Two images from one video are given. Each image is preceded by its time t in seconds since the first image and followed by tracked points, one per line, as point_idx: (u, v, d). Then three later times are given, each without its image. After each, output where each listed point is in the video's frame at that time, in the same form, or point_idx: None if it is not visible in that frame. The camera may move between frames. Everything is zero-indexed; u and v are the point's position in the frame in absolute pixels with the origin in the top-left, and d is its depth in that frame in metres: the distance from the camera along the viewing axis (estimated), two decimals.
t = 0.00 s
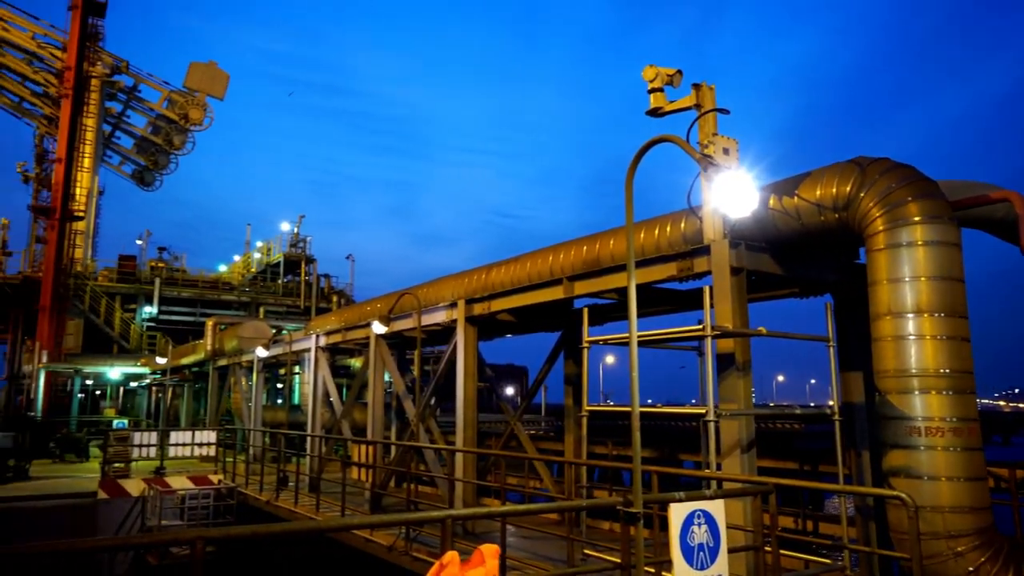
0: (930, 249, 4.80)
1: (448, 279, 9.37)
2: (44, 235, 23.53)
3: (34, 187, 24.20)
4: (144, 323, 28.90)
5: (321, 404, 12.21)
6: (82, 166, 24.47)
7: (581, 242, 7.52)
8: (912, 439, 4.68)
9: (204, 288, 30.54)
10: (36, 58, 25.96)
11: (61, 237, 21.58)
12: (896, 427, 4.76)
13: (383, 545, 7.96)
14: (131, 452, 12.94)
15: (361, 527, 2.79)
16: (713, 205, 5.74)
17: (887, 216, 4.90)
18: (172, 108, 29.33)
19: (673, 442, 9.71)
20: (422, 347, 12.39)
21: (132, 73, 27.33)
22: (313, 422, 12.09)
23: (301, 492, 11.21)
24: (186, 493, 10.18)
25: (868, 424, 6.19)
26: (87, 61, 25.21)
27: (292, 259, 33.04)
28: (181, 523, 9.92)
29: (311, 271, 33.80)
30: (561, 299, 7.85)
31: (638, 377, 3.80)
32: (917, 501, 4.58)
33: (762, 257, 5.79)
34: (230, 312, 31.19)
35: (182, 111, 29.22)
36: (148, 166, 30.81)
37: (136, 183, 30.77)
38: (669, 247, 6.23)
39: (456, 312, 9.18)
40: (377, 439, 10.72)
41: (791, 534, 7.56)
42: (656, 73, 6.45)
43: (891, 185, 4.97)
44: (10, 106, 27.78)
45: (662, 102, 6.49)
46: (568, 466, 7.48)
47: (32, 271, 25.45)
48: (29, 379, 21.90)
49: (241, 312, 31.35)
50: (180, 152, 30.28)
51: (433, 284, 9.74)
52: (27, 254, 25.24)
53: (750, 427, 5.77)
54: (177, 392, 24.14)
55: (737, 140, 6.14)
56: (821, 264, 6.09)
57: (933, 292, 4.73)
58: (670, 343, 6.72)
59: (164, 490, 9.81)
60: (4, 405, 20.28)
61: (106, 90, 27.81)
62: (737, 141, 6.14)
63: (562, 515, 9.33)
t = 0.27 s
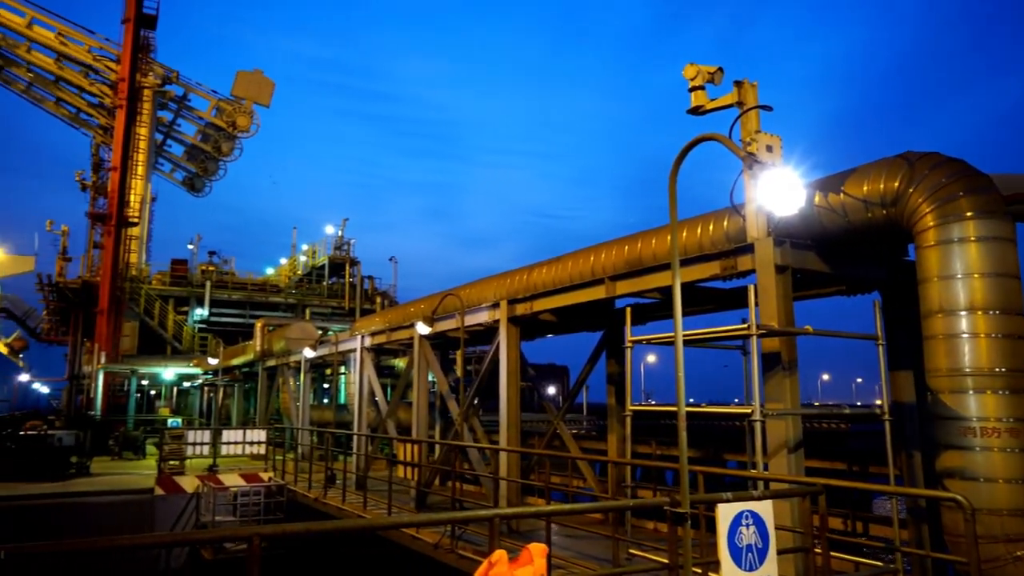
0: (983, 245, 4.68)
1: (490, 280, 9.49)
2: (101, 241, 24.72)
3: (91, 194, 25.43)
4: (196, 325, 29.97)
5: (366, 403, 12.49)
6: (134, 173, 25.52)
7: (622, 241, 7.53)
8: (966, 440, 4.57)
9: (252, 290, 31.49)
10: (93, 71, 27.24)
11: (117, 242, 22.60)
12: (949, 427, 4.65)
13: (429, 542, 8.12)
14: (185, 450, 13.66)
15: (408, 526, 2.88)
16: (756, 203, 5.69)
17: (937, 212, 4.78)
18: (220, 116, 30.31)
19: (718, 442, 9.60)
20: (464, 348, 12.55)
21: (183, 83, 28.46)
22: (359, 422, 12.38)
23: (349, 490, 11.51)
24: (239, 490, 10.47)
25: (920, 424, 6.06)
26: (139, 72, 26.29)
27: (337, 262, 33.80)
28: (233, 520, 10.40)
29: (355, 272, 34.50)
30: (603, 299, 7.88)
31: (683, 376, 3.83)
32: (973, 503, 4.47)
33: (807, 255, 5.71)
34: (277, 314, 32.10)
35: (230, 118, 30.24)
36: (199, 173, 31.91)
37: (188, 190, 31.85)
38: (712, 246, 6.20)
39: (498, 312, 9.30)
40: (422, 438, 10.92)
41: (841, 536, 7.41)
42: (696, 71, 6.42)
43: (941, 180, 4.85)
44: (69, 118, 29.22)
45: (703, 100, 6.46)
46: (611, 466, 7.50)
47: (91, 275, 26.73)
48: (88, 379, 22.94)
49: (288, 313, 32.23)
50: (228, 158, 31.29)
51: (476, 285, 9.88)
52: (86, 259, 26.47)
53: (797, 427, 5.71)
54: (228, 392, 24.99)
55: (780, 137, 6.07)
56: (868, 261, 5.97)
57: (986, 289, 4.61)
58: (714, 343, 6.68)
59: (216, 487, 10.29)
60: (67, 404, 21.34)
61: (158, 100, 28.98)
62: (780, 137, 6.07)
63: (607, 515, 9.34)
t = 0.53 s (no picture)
0: None
1: (534, 280, 9.58)
2: (157, 246, 25.89)
3: (147, 201, 26.67)
4: (248, 327, 30.96)
5: (413, 403, 12.74)
6: (187, 180, 26.60)
7: (666, 241, 7.52)
8: None
9: (301, 292, 32.36)
10: (147, 82, 28.51)
11: (172, 247, 23.56)
12: (1011, 428, 4.52)
13: (476, 541, 8.26)
14: (239, 448, 14.15)
15: (455, 526, 2.96)
16: (803, 200, 5.61)
17: (994, 207, 4.66)
18: (268, 123, 31.26)
19: (766, 442, 9.46)
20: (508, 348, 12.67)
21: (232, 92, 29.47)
22: (406, 421, 12.64)
23: (396, 488, 11.76)
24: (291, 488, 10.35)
25: (978, 425, 5.88)
26: (191, 83, 27.37)
27: (382, 264, 34.46)
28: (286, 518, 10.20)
29: (399, 274, 35.10)
30: (647, 299, 7.88)
31: (732, 376, 3.83)
32: None
33: (858, 253, 5.60)
34: (325, 315, 32.92)
35: (277, 125, 31.17)
36: (248, 179, 33.02)
37: (238, 195, 33.10)
38: (757, 244, 6.14)
39: (542, 312, 9.39)
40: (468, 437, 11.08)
41: (897, 539, 7.24)
42: (740, 69, 6.37)
43: (997, 174, 4.73)
44: (125, 128, 30.64)
45: (748, 98, 6.40)
46: (657, 465, 7.49)
47: (147, 280, 27.97)
48: (146, 379, 23.94)
49: (336, 315, 33.03)
50: (277, 164, 32.22)
51: (519, 286, 9.99)
52: (142, 264, 27.71)
53: (849, 427, 5.61)
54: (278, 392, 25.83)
55: (828, 133, 5.98)
56: (921, 258, 5.83)
57: None
58: (762, 342, 6.61)
59: (267, 485, 10.14)
60: (128, 403, 22.39)
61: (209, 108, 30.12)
62: (828, 133, 5.98)
63: (653, 515, 9.32)
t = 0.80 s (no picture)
0: None
1: (573, 280, 9.62)
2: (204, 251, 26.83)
3: (193, 206, 27.62)
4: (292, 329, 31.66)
5: (453, 403, 12.90)
6: (232, 185, 27.41)
7: (706, 239, 7.48)
8: None
9: (342, 294, 32.94)
10: (193, 90, 29.53)
11: (218, 251, 24.26)
12: None
13: (518, 539, 8.35)
14: (285, 446, 14.50)
15: (496, 525, 3.01)
16: (847, 197, 5.53)
17: None
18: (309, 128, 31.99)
19: (811, 443, 9.31)
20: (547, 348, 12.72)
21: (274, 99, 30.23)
22: (447, 421, 12.80)
23: (438, 487, 11.94)
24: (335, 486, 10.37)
25: None
26: (235, 90, 28.20)
27: (421, 265, 34.91)
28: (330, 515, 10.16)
29: (438, 275, 35.51)
30: (687, 298, 7.84)
31: (777, 375, 3.82)
32: None
33: (905, 250, 5.50)
34: (366, 316, 33.50)
35: (318, 130, 31.82)
36: (290, 183, 33.91)
37: (281, 200, 34.32)
38: (800, 242, 6.07)
39: (581, 313, 9.42)
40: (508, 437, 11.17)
41: (949, 542, 7.05)
42: (780, 65, 6.29)
43: None
44: (172, 136, 31.79)
45: (789, 94, 6.32)
46: (699, 466, 7.45)
47: (193, 283, 28.99)
48: (193, 380, 24.67)
49: (376, 316, 33.60)
50: (317, 168, 32.90)
51: (558, 286, 10.04)
52: (189, 268, 28.64)
53: (897, 428, 5.50)
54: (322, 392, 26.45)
55: (872, 129, 5.87)
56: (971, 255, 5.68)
57: None
58: (805, 341, 6.52)
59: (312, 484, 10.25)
60: (178, 401, 23.17)
61: (252, 115, 30.99)
62: (872, 129, 5.87)
63: (694, 516, 9.27)
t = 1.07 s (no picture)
0: None
1: (616, 280, 9.62)
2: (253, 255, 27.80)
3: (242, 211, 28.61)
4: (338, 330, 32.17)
5: (497, 402, 13.03)
6: (279, 191, 28.30)
7: (752, 237, 7.40)
8: None
9: (386, 296, 33.36)
10: (241, 98, 30.53)
11: (266, 255, 24.78)
12: None
13: (563, 539, 8.43)
14: (332, 445, 14.93)
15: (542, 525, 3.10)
16: (898, 192, 5.42)
17: None
18: (353, 133, 32.65)
19: (862, 443, 9.11)
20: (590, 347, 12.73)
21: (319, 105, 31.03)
22: (491, 421, 12.93)
23: (483, 486, 12.09)
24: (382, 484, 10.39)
25: None
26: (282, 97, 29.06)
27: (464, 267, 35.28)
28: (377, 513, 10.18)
29: (480, 276, 35.83)
30: (732, 297, 7.77)
31: (827, 375, 3.80)
32: None
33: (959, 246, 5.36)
34: (410, 317, 33.97)
35: (361, 134, 32.52)
36: (334, 187, 34.71)
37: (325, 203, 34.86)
38: (849, 240, 5.96)
39: (624, 312, 9.42)
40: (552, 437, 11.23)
41: (1011, 547, 6.82)
42: (826, 59, 6.17)
43: None
44: (222, 143, 32.94)
45: (835, 89, 6.19)
46: (746, 467, 7.38)
47: (243, 286, 30.06)
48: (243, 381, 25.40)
49: (420, 317, 34.09)
50: (361, 172, 33.58)
51: (601, 286, 10.06)
52: (238, 272, 29.58)
53: (954, 429, 5.36)
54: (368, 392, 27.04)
55: (923, 122, 5.74)
56: None
57: None
58: (856, 340, 6.40)
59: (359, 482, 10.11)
60: (230, 401, 23.94)
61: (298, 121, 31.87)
62: (923, 122, 5.74)
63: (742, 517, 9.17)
